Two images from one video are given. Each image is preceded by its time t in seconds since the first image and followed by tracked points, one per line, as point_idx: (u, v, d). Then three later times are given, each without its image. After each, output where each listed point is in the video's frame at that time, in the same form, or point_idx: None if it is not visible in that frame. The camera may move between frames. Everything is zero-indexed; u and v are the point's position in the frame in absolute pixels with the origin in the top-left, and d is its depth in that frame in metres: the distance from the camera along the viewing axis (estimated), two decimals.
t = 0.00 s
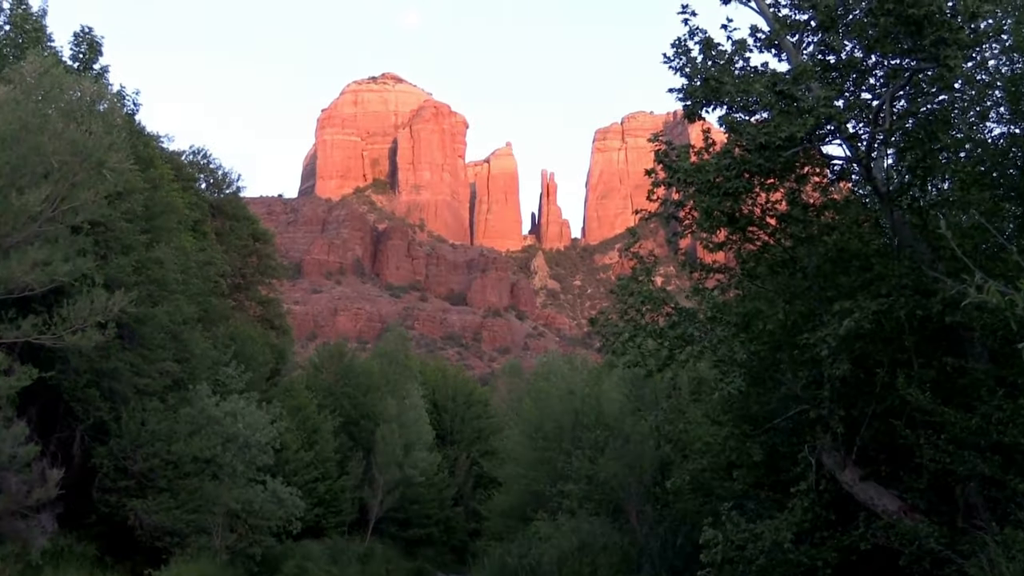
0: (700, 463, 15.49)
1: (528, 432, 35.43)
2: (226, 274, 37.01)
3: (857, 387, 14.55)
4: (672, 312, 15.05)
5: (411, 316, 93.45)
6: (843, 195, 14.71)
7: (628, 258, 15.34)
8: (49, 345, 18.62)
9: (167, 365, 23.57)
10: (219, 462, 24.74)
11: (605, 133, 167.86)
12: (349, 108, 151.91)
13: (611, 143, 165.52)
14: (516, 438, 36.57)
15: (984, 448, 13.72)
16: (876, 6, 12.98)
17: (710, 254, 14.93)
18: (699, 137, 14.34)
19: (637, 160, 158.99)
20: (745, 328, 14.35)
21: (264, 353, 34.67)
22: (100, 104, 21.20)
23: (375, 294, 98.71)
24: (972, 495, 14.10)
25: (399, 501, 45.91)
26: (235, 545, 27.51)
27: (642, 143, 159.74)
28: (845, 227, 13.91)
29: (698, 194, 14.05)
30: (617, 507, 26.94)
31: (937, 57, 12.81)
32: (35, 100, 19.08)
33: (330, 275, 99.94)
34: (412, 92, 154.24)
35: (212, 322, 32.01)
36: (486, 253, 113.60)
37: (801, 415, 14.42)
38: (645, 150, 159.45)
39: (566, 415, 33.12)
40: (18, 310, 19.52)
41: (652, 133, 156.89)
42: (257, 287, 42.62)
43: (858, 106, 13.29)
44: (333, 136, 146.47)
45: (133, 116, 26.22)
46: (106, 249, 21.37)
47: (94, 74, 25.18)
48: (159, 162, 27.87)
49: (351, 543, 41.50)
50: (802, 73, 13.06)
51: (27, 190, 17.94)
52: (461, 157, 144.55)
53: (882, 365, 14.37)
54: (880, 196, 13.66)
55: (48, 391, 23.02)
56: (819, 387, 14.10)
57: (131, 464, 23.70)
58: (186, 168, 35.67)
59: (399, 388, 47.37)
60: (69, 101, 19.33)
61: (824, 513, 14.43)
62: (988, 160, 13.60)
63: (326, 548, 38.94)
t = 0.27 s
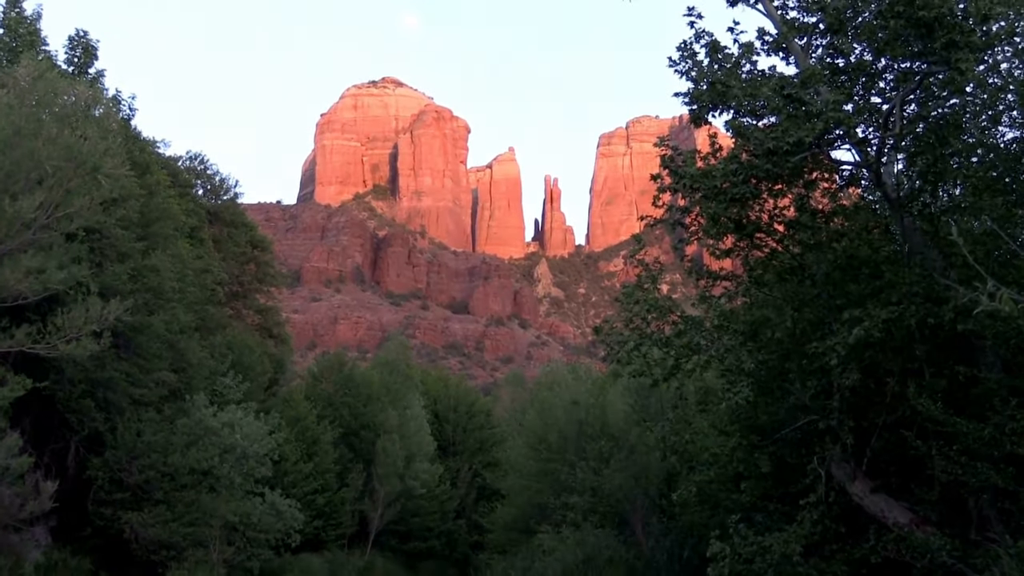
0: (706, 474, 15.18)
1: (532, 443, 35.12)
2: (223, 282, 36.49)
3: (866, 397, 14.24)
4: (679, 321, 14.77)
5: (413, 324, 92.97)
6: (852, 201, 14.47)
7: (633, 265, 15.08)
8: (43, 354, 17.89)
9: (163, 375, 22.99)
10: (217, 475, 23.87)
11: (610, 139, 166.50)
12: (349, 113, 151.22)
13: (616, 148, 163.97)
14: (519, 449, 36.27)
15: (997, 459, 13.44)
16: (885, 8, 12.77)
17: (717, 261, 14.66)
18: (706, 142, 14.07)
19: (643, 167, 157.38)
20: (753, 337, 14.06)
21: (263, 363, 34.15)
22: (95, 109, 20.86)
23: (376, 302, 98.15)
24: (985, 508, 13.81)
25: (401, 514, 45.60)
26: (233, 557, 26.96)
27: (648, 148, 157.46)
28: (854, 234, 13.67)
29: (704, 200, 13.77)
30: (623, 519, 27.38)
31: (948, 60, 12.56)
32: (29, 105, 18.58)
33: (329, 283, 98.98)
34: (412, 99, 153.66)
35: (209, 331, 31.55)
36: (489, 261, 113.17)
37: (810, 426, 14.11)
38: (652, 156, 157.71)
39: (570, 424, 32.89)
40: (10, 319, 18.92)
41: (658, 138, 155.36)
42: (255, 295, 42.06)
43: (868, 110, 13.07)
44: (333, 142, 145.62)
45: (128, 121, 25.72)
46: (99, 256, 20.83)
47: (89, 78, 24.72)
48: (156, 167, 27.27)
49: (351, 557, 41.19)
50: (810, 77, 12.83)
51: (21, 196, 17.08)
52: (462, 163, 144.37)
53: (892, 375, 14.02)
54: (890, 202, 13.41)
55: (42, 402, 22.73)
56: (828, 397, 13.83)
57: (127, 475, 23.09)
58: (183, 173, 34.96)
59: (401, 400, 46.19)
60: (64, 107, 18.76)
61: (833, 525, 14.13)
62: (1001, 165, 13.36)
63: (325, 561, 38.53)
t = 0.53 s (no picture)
0: (714, 488, 14.90)
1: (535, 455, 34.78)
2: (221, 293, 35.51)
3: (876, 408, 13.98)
4: (685, 331, 14.51)
5: (414, 336, 92.75)
6: (863, 209, 14.25)
7: (639, 275, 14.84)
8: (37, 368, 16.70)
9: (158, 387, 22.03)
10: (215, 489, 22.72)
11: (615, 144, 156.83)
12: (349, 120, 145.51)
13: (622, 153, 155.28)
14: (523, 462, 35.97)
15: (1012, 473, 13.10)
16: (896, 13, 12.47)
17: (724, 270, 14.42)
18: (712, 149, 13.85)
19: (648, 174, 151.34)
20: (761, 348, 13.79)
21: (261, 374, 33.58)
22: (91, 116, 19.85)
23: (377, 313, 97.78)
24: (999, 522, 13.48)
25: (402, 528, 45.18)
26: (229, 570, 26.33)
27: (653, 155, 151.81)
28: (864, 243, 13.41)
29: (712, 209, 13.53)
30: (629, 535, 27.66)
31: (960, 65, 12.30)
32: (23, 112, 17.36)
33: (329, 292, 99.24)
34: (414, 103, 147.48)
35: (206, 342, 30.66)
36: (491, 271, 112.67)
37: (819, 438, 13.84)
38: (657, 164, 152.64)
39: (575, 436, 32.79)
40: None
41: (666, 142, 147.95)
42: (253, 305, 41.14)
43: (877, 117, 12.84)
44: (331, 147, 140.04)
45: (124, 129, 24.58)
46: (95, 267, 19.88)
47: (85, 85, 24.29)
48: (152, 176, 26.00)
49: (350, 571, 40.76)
50: (819, 82, 12.57)
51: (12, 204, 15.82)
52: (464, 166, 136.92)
53: (904, 387, 13.72)
54: (901, 210, 13.13)
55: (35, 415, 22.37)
56: (837, 409, 13.56)
57: (122, 490, 22.09)
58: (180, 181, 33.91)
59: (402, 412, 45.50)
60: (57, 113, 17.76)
61: (844, 540, 13.83)
62: (1015, 173, 13.04)
63: None
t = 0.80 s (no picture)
0: (721, 502, 14.58)
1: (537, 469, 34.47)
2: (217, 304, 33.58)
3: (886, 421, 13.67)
4: (692, 343, 14.20)
5: (415, 346, 89.34)
6: (872, 218, 14.00)
7: (644, 285, 14.59)
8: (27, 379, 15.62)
9: (158, 400, 19.46)
10: (212, 504, 20.45)
11: (620, 152, 153.96)
12: (349, 128, 139.25)
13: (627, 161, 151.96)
14: (524, 477, 35.67)
15: None
16: (905, 18, 12.20)
17: (731, 280, 14.12)
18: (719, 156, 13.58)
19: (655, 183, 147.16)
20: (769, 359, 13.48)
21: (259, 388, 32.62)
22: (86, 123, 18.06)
23: (378, 321, 94.76)
24: (1013, 538, 13.10)
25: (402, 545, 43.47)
26: None
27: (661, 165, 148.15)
28: (874, 252, 13.13)
29: (719, 217, 13.27)
30: (632, 550, 29.10)
31: (971, 71, 12.05)
32: (16, 119, 15.83)
33: (328, 302, 94.89)
34: (416, 111, 141.12)
35: (202, 353, 29.51)
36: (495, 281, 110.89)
37: (828, 451, 13.57)
38: (663, 172, 149.17)
39: (578, 451, 32.51)
40: None
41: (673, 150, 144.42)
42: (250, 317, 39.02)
43: (888, 124, 12.58)
44: (331, 156, 133.82)
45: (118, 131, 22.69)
46: (90, 279, 18.08)
47: (79, 91, 23.79)
48: (147, 183, 24.21)
49: None
50: (827, 89, 12.34)
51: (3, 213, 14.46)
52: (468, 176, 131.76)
53: (915, 399, 13.35)
54: (912, 219, 12.85)
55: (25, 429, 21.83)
56: (846, 422, 13.28)
57: (118, 505, 18.88)
58: (176, 191, 32.59)
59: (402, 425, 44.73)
60: (50, 118, 16.21)
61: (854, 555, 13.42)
62: None
63: None
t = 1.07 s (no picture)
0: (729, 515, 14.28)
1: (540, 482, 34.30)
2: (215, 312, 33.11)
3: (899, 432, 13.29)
4: (698, 352, 13.94)
5: (417, 357, 88.06)
6: (883, 225, 13.77)
7: (650, 294, 14.34)
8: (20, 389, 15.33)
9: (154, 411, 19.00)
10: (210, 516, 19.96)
11: (623, 158, 149.69)
12: (349, 134, 135.09)
13: (631, 167, 148.33)
14: (528, 490, 35.46)
15: None
16: (916, 21, 11.95)
17: (739, 289, 13.80)
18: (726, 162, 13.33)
19: (661, 190, 142.90)
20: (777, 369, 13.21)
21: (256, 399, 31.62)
22: (81, 129, 17.69)
23: (378, 332, 92.66)
24: None
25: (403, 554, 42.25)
26: None
27: (666, 171, 143.82)
28: (884, 259, 12.90)
29: (725, 225, 13.05)
30: (638, 563, 28.94)
31: (983, 74, 11.81)
32: (10, 123, 15.36)
33: (328, 312, 92.38)
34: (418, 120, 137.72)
35: (199, 363, 28.98)
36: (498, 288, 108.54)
37: (837, 464, 13.35)
38: (668, 178, 145.00)
39: (583, 463, 32.50)
40: None
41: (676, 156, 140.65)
42: (248, 326, 37.88)
43: (898, 129, 12.35)
44: (331, 163, 129.23)
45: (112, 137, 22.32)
46: (84, 286, 17.71)
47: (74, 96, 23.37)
48: (144, 190, 23.87)
49: None
50: (837, 93, 12.14)
51: None
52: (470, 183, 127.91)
53: (926, 410, 13.00)
54: (923, 226, 12.61)
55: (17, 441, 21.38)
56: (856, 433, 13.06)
57: (113, 518, 18.59)
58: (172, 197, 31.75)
59: (403, 438, 43.30)
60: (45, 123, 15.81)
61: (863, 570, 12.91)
62: None
63: None
